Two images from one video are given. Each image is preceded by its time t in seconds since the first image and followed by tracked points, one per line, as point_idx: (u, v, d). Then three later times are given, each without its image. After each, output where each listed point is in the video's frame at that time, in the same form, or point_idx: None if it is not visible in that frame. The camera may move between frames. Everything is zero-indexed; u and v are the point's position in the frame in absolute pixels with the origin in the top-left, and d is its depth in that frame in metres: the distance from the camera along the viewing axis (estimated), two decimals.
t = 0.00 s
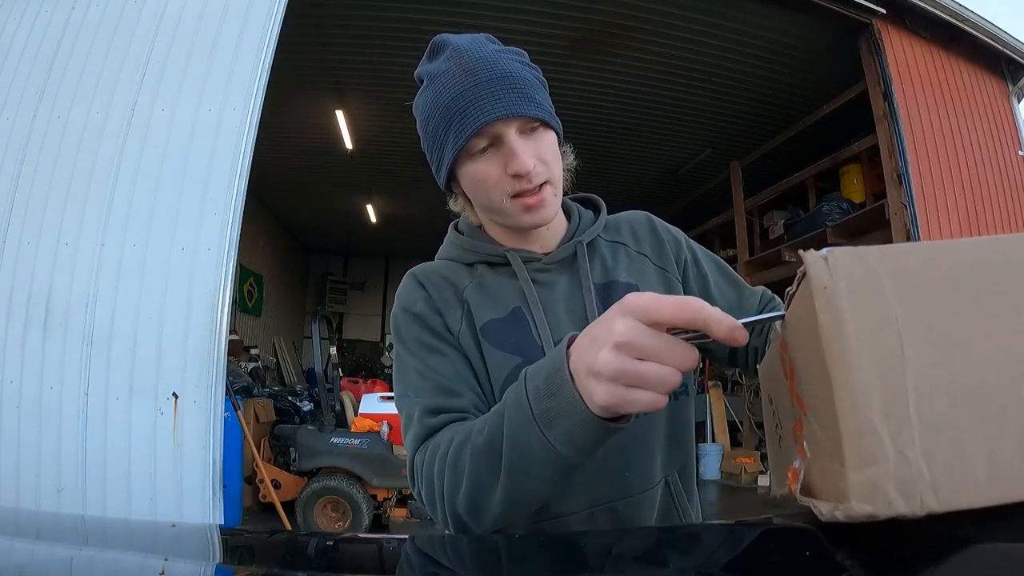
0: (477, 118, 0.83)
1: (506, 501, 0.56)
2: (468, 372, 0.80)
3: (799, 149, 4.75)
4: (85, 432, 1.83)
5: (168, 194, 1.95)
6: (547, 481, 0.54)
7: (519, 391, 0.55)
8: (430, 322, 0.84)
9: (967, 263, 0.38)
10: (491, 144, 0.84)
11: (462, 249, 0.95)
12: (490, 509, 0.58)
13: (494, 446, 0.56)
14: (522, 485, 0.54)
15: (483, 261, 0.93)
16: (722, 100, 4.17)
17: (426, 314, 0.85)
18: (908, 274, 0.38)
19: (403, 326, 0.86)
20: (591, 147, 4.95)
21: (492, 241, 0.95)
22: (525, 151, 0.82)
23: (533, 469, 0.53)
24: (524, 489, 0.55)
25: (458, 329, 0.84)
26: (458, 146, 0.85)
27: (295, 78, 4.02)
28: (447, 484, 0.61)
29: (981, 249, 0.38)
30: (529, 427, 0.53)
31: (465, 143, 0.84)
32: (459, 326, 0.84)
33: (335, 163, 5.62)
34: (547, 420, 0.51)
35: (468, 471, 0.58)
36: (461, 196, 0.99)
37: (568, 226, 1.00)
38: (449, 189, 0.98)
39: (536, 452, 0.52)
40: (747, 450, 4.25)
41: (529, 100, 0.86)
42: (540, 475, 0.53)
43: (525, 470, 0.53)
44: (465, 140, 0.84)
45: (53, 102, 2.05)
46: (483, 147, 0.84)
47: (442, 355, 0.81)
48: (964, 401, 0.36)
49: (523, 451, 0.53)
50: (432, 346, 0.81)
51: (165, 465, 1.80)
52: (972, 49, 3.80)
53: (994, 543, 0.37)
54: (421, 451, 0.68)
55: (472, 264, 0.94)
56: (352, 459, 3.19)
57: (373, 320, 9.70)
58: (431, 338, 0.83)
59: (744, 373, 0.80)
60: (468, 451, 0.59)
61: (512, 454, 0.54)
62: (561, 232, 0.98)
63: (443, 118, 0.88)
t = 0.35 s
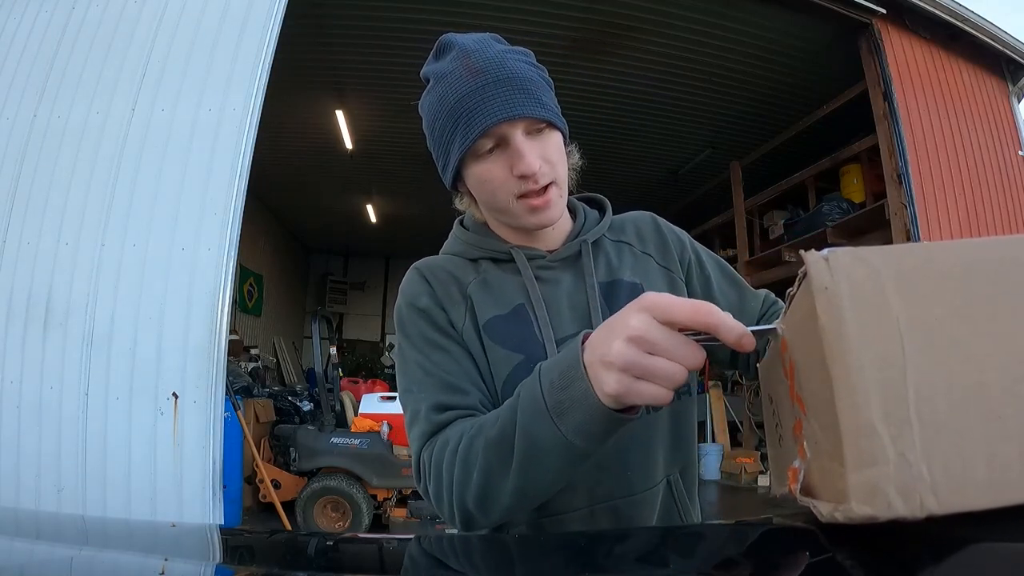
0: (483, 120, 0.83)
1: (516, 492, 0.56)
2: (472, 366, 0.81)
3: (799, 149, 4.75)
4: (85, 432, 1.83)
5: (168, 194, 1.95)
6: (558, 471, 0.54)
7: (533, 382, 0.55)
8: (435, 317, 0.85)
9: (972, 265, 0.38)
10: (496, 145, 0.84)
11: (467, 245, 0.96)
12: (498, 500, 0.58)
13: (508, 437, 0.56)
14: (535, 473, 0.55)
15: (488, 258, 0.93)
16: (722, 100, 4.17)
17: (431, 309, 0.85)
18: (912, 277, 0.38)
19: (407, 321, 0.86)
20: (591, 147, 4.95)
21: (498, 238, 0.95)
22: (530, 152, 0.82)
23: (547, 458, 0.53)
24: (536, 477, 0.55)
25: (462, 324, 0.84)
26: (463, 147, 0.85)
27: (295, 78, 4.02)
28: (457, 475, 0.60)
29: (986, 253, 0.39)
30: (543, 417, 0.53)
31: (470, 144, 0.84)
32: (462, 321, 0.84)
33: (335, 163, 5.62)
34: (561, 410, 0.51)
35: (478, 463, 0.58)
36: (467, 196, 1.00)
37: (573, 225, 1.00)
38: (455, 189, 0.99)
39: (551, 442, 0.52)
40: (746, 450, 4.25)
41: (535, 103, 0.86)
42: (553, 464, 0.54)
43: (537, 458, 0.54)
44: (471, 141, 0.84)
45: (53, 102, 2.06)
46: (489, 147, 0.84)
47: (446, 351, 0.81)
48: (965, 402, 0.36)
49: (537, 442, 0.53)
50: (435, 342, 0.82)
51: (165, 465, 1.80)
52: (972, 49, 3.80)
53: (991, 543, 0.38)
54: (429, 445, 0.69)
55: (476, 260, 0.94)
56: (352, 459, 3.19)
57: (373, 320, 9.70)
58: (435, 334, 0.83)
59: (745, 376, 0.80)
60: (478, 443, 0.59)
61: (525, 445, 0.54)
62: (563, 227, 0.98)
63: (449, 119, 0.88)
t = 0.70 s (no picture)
0: (485, 103, 0.83)
1: (478, 495, 0.57)
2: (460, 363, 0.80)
3: (799, 149, 4.75)
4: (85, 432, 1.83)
5: (168, 194, 1.94)
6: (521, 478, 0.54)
7: (500, 389, 0.55)
8: (428, 312, 0.85)
9: (975, 266, 0.38)
10: (498, 130, 0.85)
11: (468, 243, 0.96)
12: (461, 503, 0.59)
13: (472, 442, 0.57)
14: (496, 481, 0.55)
15: (487, 255, 0.94)
16: (722, 100, 4.17)
17: (424, 303, 0.85)
18: (914, 278, 0.38)
19: (400, 313, 0.87)
20: (591, 147, 4.95)
21: (499, 235, 0.95)
22: (528, 135, 0.82)
23: (507, 466, 0.53)
24: (497, 485, 0.55)
25: (453, 320, 0.84)
26: (466, 132, 0.85)
27: (294, 78, 4.02)
28: (426, 472, 0.61)
29: (989, 253, 0.39)
30: (504, 425, 0.53)
31: (473, 129, 0.85)
32: (453, 317, 0.84)
33: (334, 163, 5.62)
34: (522, 421, 0.51)
35: (446, 464, 0.59)
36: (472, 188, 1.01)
37: (574, 224, 1.00)
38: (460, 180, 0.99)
39: (511, 452, 0.53)
40: (746, 450, 4.25)
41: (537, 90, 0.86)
42: (512, 472, 0.54)
43: (497, 465, 0.54)
44: (475, 126, 0.85)
45: (53, 102, 2.06)
46: (491, 133, 0.85)
47: (433, 346, 0.81)
48: (964, 403, 0.36)
49: (498, 450, 0.53)
50: (426, 337, 0.82)
51: (165, 465, 1.80)
52: (972, 49, 3.80)
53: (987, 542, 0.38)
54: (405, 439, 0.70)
55: (475, 257, 0.94)
56: (352, 459, 3.19)
57: (373, 320, 9.69)
58: (426, 329, 0.83)
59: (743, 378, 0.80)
60: (447, 444, 0.60)
61: (486, 452, 0.54)
62: (563, 224, 0.98)
63: (454, 106, 0.89)
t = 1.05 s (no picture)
0: (525, 85, 0.85)
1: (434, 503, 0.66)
2: (432, 365, 0.83)
3: (798, 149, 4.75)
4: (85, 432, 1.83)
5: (168, 194, 1.95)
6: (470, 496, 0.62)
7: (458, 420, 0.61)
8: (413, 312, 0.87)
9: (975, 265, 0.38)
10: (532, 115, 0.86)
11: (469, 236, 0.97)
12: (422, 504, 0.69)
13: (431, 458, 0.64)
14: (450, 495, 0.63)
15: (486, 250, 0.94)
16: (721, 100, 4.18)
17: (413, 304, 0.88)
18: (914, 277, 0.38)
19: (391, 308, 0.90)
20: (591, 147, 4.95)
21: (500, 229, 0.96)
22: (560, 122, 0.84)
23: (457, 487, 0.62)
24: (451, 497, 0.64)
25: (434, 322, 0.86)
26: (502, 108, 0.87)
27: (294, 78, 4.02)
28: (395, 474, 0.70)
29: (992, 252, 0.38)
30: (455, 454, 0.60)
31: (509, 107, 0.86)
32: (435, 318, 0.86)
33: (334, 163, 5.62)
34: (469, 455, 0.59)
35: (411, 471, 0.67)
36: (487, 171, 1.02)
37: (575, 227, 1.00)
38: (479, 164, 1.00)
39: (461, 478, 0.60)
40: (746, 450, 4.25)
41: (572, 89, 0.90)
42: (463, 491, 0.62)
43: (450, 483, 0.62)
44: (512, 104, 0.86)
45: (53, 102, 2.05)
46: (525, 115, 0.86)
47: (414, 349, 0.84)
48: (964, 406, 0.36)
49: (449, 472, 0.61)
50: (407, 340, 0.85)
51: (165, 465, 1.80)
52: (972, 49, 3.80)
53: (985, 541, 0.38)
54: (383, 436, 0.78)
55: (475, 252, 0.95)
56: (352, 459, 3.19)
57: (373, 320, 9.69)
58: (410, 330, 0.86)
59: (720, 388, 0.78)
60: (412, 455, 0.67)
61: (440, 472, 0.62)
62: (569, 221, 0.97)
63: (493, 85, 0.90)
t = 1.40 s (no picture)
0: (541, 78, 0.86)
1: (451, 475, 0.58)
2: (447, 342, 0.80)
3: (798, 149, 4.76)
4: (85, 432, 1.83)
5: (168, 194, 1.95)
6: (501, 468, 0.56)
7: (511, 375, 0.58)
8: (422, 293, 0.85)
9: (968, 274, 0.38)
10: (545, 110, 0.87)
11: (470, 232, 0.96)
12: (427, 481, 0.61)
13: (463, 423, 0.58)
14: (478, 466, 0.57)
15: (488, 245, 0.94)
16: (720, 100, 4.18)
17: (421, 284, 0.85)
18: (900, 283, 0.38)
19: (396, 287, 0.86)
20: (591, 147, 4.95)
21: (502, 225, 0.96)
22: (571, 120, 0.85)
23: (493, 452, 0.56)
24: (475, 471, 0.57)
25: (446, 305, 0.84)
26: (515, 100, 0.87)
27: (295, 78, 4.03)
28: (404, 444, 0.62)
29: (986, 260, 0.39)
30: (506, 408, 0.55)
31: (522, 99, 0.87)
32: (447, 300, 0.84)
33: (334, 163, 5.63)
34: (525, 405, 0.54)
35: (430, 432, 0.60)
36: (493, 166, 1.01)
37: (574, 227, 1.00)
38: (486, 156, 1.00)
39: (505, 432, 0.55)
40: (746, 450, 4.26)
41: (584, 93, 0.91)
42: (498, 461, 0.56)
43: (485, 447, 0.56)
44: (526, 95, 0.86)
45: (53, 102, 2.06)
46: (537, 109, 0.87)
47: (426, 325, 0.80)
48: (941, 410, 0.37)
49: (491, 429, 0.56)
50: (419, 315, 0.81)
51: (165, 465, 1.80)
52: (972, 49, 3.80)
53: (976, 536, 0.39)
54: (389, 402, 0.70)
55: (476, 248, 0.95)
56: (352, 459, 3.20)
57: (373, 320, 9.69)
58: (421, 307, 0.82)
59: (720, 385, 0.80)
60: (436, 415, 0.61)
61: (478, 430, 0.56)
62: (573, 226, 0.98)
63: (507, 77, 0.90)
